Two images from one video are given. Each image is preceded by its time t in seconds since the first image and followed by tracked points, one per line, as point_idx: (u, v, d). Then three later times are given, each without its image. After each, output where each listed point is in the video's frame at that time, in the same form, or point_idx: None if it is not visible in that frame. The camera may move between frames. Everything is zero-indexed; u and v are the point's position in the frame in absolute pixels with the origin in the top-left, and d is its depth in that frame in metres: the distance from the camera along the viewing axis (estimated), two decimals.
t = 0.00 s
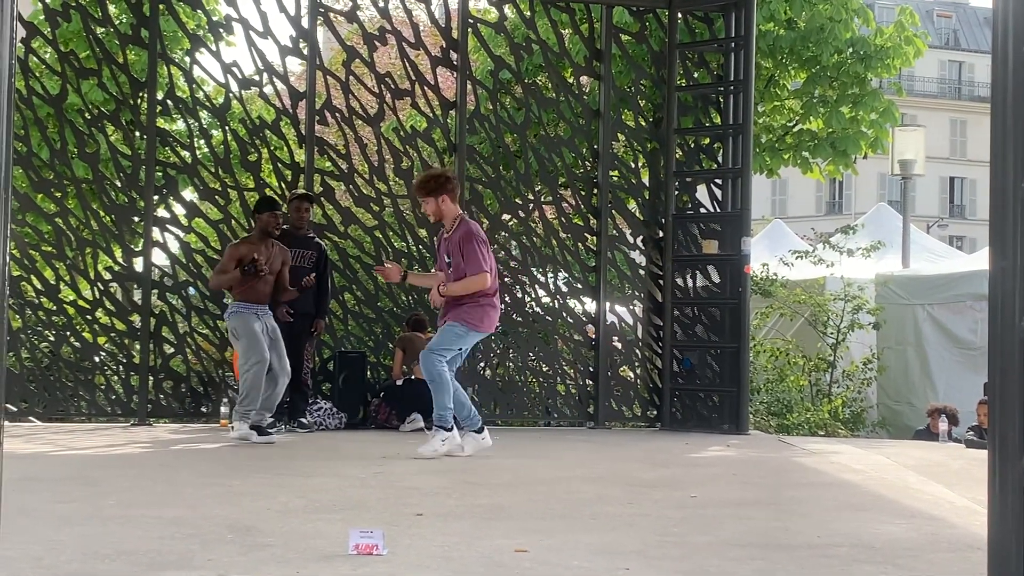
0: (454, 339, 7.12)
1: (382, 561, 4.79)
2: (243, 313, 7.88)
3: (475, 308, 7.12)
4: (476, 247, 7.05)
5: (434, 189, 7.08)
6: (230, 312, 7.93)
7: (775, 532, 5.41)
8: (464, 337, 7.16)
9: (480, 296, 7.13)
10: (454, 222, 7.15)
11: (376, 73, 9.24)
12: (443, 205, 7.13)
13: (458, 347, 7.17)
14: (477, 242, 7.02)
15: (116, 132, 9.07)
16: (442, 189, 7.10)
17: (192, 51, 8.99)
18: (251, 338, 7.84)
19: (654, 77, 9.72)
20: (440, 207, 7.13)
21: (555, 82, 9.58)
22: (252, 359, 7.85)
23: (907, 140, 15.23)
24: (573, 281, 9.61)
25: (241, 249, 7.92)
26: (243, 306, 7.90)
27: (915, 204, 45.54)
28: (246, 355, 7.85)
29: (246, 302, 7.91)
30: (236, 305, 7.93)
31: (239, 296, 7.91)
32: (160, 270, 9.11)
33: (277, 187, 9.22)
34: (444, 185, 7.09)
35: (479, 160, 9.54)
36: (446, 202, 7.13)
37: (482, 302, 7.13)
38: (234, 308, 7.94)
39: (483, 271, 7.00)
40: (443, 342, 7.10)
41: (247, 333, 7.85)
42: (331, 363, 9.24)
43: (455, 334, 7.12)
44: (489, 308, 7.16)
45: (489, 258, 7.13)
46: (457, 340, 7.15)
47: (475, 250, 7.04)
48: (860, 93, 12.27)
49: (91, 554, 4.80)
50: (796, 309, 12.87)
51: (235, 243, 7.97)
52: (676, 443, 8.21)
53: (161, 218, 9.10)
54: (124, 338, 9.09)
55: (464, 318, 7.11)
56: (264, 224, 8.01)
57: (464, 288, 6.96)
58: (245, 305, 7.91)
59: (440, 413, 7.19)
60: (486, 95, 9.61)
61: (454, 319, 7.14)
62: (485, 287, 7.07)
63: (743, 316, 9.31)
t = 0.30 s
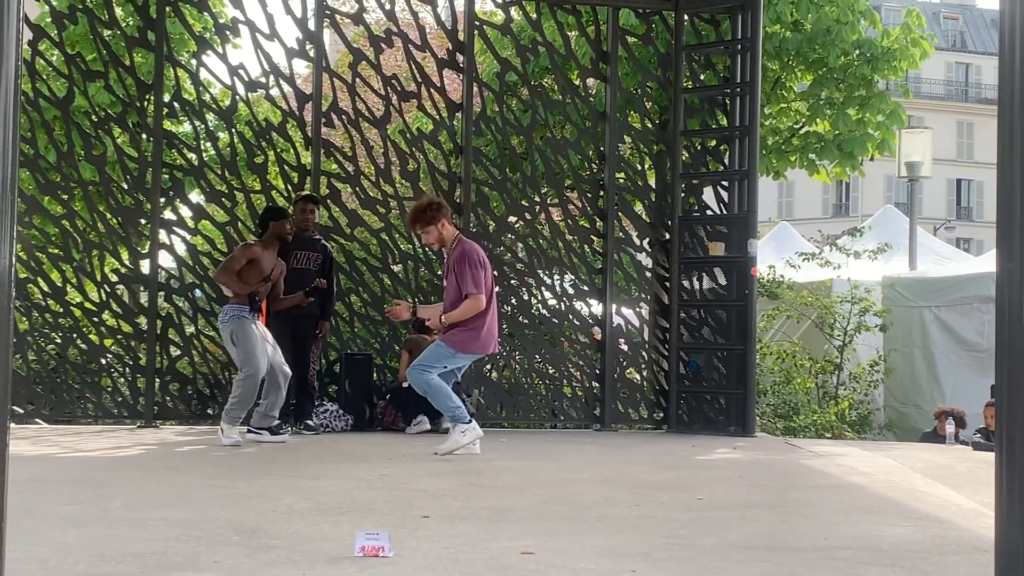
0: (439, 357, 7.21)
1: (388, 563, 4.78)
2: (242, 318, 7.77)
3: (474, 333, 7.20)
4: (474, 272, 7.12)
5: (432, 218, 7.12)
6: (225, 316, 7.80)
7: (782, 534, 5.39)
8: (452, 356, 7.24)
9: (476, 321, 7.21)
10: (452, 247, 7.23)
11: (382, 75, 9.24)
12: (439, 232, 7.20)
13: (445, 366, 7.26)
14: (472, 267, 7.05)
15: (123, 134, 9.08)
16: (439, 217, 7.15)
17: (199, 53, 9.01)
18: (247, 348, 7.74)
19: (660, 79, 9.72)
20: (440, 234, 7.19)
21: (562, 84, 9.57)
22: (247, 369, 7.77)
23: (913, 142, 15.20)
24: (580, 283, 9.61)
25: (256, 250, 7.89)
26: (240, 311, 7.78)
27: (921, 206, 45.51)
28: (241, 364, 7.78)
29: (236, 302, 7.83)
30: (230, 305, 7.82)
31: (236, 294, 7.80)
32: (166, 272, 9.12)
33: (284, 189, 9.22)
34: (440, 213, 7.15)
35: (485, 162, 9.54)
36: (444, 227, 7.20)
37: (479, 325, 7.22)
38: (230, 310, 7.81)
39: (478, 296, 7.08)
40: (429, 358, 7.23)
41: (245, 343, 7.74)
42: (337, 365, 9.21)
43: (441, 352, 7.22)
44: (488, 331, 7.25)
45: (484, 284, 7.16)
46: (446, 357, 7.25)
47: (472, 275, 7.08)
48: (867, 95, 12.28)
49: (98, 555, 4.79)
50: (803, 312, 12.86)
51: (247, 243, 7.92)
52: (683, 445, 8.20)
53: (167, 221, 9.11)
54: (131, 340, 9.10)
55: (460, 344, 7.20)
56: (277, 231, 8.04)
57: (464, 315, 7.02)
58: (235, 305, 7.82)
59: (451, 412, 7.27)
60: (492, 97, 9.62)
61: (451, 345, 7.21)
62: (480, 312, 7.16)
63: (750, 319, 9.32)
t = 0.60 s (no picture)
0: (474, 352, 7.09)
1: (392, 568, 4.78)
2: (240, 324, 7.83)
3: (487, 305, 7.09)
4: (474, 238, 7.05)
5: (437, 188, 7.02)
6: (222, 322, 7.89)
7: (787, 540, 5.39)
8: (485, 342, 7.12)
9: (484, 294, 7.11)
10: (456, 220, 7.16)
11: (387, 81, 9.26)
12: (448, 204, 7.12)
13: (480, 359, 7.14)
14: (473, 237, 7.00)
15: (128, 140, 9.09)
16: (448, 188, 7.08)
17: (204, 59, 9.02)
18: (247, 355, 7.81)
19: (665, 85, 9.72)
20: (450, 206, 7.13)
21: (566, 89, 9.58)
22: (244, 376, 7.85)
23: (919, 147, 15.20)
24: (585, 289, 9.61)
25: (248, 251, 7.94)
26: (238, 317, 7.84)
27: (926, 211, 45.49)
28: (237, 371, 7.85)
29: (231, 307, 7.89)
30: (224, 309, 7.89)
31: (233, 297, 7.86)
32: (172, 278, 9.13)
33: (289, 195, 9.24)
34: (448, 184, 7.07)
35: (491, 168, 9.55)
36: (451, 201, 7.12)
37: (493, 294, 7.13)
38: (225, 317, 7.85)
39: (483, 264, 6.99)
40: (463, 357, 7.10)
41: (246, 351, 7.81)
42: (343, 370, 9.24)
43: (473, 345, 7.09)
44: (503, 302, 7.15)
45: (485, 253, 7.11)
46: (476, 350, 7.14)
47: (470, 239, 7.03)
48: (871, 100, 12.28)
49: (103, 560, 4.80)
50: (808, 317, 12.86)
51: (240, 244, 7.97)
52: (688, 450, 8.20)
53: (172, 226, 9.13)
54: (136, 345, 9.11)
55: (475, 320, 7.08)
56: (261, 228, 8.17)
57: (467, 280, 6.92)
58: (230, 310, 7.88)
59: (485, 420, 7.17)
60: (497, 102, 9.62)
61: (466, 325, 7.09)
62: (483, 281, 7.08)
63: (755, 324, 9.30)
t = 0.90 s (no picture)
0: (484, 371, 6.93)
1: None
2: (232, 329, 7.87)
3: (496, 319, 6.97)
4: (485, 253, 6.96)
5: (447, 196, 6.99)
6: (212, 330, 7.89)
7: (790, 547, 5.38)
8: (497, 360, 6.98)
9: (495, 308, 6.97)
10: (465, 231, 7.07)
11: (390, 89, 9.26)
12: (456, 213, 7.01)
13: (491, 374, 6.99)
14: (486, 249, 6.85)
15: (132, 148, 9.10)
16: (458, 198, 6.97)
17: (208, 67, 9.03)
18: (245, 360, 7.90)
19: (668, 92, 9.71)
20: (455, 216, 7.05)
21: (569, 97, 9.59)
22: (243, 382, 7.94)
23: (922, 154, 15.19)
24: (588, 296, 9.61)
25: (238, 261, 7.98)
26: (232, 324, 7.89)
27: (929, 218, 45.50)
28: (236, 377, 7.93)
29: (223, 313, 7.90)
30: (215, 317, 7.90)
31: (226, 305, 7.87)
32: (175, 286, 9.14)
33: (293, 202, 9.25)
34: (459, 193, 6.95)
35: (493, 175, 9.55)
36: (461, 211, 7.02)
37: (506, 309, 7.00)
38: (216, 324, 7.87)
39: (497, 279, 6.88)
40: (473, 373, 6.94)
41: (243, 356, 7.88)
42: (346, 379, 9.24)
43: (485, 361, 6.93)
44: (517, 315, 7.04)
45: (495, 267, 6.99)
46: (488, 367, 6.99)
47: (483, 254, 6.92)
48: (874, 107, 12.25)
49: (106, 568, 4.79)
50: (812, 324, 12.85)
51: (228, 254, 7.97)
52: (691, 458, 8.19)
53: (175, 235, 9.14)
54: (139, 353, 9.11)
55: (488, 335, 6.94)
56: (246, 233, 8.12)
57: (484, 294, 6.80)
58: (221, 316, 7.90)
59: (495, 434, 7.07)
60: (500, 110, 9.63)
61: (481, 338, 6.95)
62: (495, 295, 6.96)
63: (758, 332, 9.29)
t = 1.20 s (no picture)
0: (522, 381, 6.80)
1: None
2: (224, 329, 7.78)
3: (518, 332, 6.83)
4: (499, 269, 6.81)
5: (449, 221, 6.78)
6: (205, 327, 7.81)
7: (792, 552, 5.38)
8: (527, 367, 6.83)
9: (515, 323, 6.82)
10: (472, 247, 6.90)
11: (392, 94, 9.26)
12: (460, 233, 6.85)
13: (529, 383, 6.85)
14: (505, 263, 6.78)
15: (134, 154, 9.10)
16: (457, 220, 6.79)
17: (209, 73, 9.04)
18: (229, 359, 7.76)
19: (669, 97, 9.72)
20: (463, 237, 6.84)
21: (570, 102, 9.59)
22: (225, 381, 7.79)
23: (924, 158, 15.17)
24: (590, 301, 9.62)
25: (230, 261, 7.91)
26: (223, 323, 7.78)
27: (931, 221, 45.48)
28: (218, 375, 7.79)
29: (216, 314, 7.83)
30: (208, 317, 7.81)
31: (218, 308, 7.79)
32: (177, 291, 9.15)
33: (295, 208, 9.25)
34: (457, 215, 6.77)
35: (495, 180, 9.54)
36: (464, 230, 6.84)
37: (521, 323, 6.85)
38: (210, 324, 7.80)
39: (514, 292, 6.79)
40: (511, 388, 6.80)
41: (230, 355, 7.77)
42: (349, 384, 9.24)
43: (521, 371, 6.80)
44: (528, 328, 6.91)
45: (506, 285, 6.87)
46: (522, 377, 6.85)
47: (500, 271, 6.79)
48: (875, 112, 12.24)
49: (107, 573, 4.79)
50: (813, 328, 12.86)
51: (220, 253, 7.89)
52: (694, 463, 8.19)
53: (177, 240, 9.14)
54: (141, 359, 9.12)
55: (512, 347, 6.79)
56: (241, 234, 8.06)
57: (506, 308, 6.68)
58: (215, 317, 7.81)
59: (557, 447, 6.75)
60: (502, 116, 9.63)
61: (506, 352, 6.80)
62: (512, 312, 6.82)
63: (760, 336, 9.30)
